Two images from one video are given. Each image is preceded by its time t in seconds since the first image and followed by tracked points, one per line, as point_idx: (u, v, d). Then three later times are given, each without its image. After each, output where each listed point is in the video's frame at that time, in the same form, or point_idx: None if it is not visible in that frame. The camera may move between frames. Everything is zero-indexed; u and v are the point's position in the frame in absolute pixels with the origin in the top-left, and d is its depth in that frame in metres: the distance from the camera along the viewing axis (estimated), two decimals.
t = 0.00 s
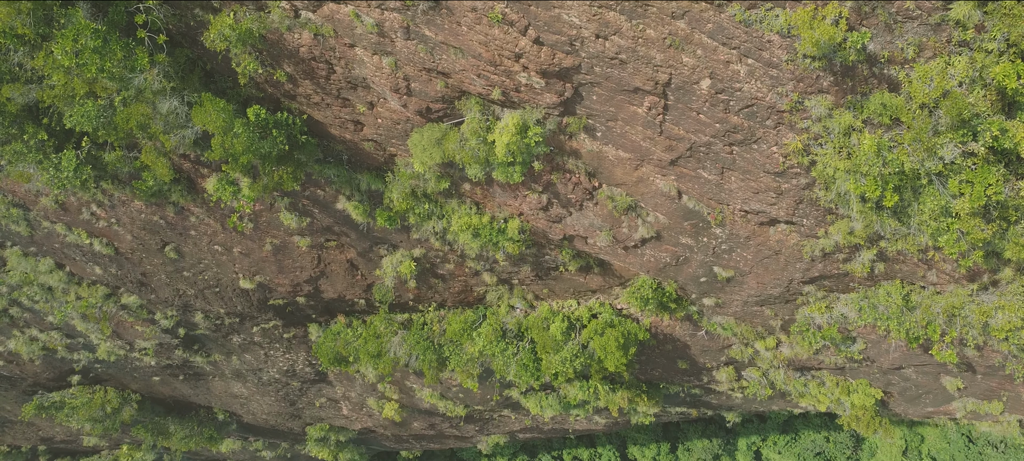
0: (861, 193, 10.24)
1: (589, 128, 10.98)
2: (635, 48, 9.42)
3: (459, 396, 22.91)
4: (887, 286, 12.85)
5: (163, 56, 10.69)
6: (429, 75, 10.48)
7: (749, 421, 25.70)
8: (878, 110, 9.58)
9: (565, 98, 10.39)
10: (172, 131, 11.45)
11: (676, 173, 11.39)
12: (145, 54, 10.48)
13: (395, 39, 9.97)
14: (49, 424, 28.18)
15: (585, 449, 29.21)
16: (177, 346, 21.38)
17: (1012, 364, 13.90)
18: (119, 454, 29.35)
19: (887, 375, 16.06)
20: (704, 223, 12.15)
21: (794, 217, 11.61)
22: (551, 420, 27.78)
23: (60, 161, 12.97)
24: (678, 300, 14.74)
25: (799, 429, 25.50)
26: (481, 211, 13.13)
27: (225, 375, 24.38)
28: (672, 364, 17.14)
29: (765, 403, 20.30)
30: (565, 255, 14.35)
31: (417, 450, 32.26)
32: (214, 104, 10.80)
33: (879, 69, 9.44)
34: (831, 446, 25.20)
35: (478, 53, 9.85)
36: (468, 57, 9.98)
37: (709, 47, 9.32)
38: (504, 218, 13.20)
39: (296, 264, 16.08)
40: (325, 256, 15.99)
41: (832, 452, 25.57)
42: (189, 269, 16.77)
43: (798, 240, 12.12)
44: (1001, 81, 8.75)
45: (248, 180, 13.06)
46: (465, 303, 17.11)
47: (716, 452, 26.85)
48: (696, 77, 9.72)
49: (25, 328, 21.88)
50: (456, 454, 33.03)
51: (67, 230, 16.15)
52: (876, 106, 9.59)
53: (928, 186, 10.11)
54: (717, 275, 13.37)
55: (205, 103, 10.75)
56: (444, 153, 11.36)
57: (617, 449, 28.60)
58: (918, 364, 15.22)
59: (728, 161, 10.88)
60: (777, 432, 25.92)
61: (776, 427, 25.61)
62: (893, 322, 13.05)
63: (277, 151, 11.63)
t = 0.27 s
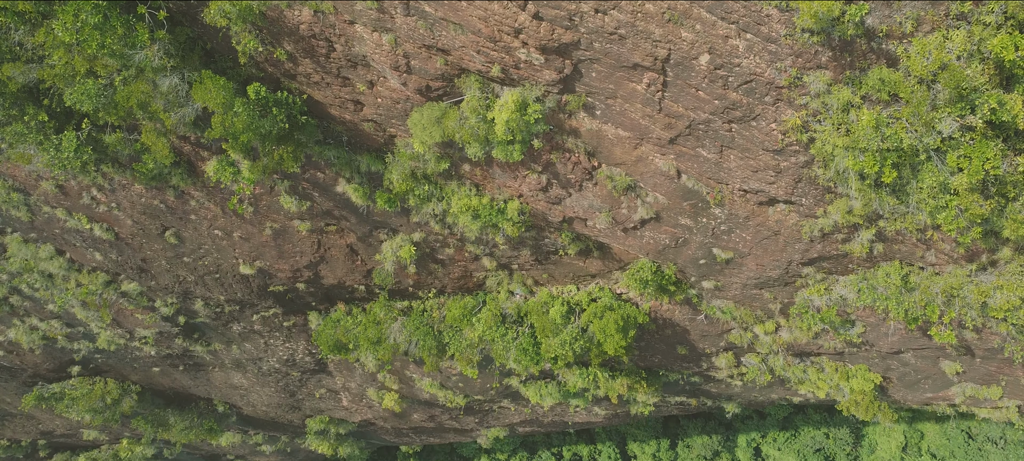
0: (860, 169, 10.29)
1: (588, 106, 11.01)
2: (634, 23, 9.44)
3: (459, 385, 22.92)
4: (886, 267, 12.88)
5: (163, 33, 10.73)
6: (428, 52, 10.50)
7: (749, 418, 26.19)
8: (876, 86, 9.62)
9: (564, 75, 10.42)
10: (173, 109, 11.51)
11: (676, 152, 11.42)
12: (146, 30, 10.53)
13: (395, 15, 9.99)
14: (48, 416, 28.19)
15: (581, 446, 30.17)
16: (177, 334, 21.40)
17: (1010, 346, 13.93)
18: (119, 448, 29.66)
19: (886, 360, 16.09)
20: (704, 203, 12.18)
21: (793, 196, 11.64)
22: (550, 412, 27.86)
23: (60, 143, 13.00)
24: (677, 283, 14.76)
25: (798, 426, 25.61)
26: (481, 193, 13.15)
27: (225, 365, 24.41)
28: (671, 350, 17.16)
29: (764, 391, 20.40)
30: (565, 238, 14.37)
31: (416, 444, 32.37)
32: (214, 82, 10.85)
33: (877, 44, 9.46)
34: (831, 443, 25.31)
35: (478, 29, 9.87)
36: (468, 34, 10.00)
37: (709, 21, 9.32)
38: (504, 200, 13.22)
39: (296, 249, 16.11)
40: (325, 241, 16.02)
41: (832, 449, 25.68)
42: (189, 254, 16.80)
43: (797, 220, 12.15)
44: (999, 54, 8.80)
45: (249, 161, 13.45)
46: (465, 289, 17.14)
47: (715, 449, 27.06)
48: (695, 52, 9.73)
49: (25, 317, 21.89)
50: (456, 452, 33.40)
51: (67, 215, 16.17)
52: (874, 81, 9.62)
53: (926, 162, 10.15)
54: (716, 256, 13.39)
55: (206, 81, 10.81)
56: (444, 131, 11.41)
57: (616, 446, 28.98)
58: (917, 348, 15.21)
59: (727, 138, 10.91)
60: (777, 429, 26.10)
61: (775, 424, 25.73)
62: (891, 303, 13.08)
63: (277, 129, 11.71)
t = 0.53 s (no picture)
0: (859, 145, 10.33)
1: (588, 84, 11.05)
2: None
3: (459, 374, 22.93)
4: (885, 247, 12.91)
5: (163, 9, 10.75)
6: (428, 29, 10.52)
7: (750, 414, 26.63)
8: (875, 60, 9.67)
9: (564, 52, 10.44)
10: (172, 87, 11.52)
11: (675, 130, 11.46)
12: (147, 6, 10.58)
13: None
14: (49, 408, 28.22)
15: (583, 442, 30.61)
16: (177, 323, 21.42)
17: (1010, 329, 13.92)
18: (119, 441, 30.38)
19: (885, 344, 16.13)
20: (703, 182, 12.21)
21: (792, 175, 11.67)
22: (550, 404, 27.94)
23: (61, 124, 13.07)
24: (677, 266, 14.79)
25: (799, 422, 26.00)
26: (481, 174, 13.18)
27: (225, 355, 24.45)
28: (671, 335, 17.19)
29: (763, 380, 20.47)
30: (565, 221, 14.40)
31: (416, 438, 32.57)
32: (214, 58, 10.90)
33: (876, 18, 9.50)
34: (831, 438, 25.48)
35: (478, 4, 9.89)
36: (468, 9, 10.02)
37: None
38: (504, 181, 13.24)
39: (296, 233, 16.14)
40: (325, 225, 16.05)
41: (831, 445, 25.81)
42: (190, 240, 16.84)
43: (796, 199, 12.19)
44: (998, 25, 8.82)
45: (249, 141, 13.46)
46: (465, 274, 17.18)
47: (715, 445, 27.49)
48: (695, 27, 9.74)
49: (26, 306, 21.92)
50: (456, 448, 33.92)
51: (68, 200, 16.21)
52: (873, 56, 9.67)
53: (926, 137, 10.18)
54: (716, 238, 13.42)
55: (206, 57, 10.85)
56: (444, 109, 11.46)
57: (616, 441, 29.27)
58: (917, 331, 15.20)
59: (727, 116, 10.94)
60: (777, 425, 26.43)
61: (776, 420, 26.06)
62: (891, 284, 13.10)
63: (277, 107, 11.74)
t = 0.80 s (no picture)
0: (859, 121, 10.38)
1: (588, 61, 11.09)
2: None
3: (459, 363, 22.95)
4: (885, 228, 12.95)
5: None
6: (428, 5, 10.54)
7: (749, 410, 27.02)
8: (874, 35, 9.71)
9: (564, 28, 10.47)
10: (173, 65, 11.56)
11: (675, 108, 11.50)
12: None
13: None
14: (49, 400, 28.22)
15: (582, 438, 31.13)
16: (177, 311, 21.44)
17: (1008, 311, 13.94)
18: (121, 435, 30.22)
19: (885, 329, 16.18)
20: (703, 161, 12.25)
21: (792, 153, 11.69)
22: (550, 396, 28.02)
23: (62, 104, 13.09)
24: (677, 248, 14.81)
25: (799, 419, 26.32)
26: (481, 154, 13.22)
27: (226, 344, 24.48)
28: (671, 320, 17.22)
29: (763, 367, 20.55)
30: (565, 203, 14.43)
31: (416, 431, 32.76)
32: (215, 35, 11.05)
33: None
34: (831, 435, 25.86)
35: None
36: None
37: None
38: (504, 162, 13.27)
39: (297, 217, 16.18)
40: (326, 210, 16.08)
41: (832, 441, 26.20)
42: (190, 225, 16.87)
43: (795, 179, 12.22)
44: None
45: (250, 122, 13.51)
46: (465, 260, 17.21)
47: (715, 441, 27.89)
48: (694, 2, 9.76)
49: (26, 295, 21.93)
50: (456, 444, 34.35)
51: (69, 184, 16.24)
52: (872, 30, 9.71)
53: (925, 112, 10.24)
54: (716, 219, 13.44)
55: (208, 34, 10.99)
56: (444, 87, 11.52)
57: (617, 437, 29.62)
58: (917, 314, 15.21)
59: (726, 93, 10.97)
60: (777, 422, 26.83)
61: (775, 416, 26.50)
62: (890, 264, 13.12)
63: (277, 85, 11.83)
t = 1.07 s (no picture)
0: (859, 99, 10.41)
1: (588, 42, 11.12)
2: None
3: (459, 354, 22.95)
4: (884, 210, 12.97)
5: None
6: None
7: (750, 408, 27.98)
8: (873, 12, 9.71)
9: (564, 7, 10.49)
10: (174, 44, 11.82)
11: (675, 88, 11.52)
12: None
13: None
14: (49, 393, 28.23)
15: (583, 435, 32.16)
16: (178, 300, 21.45)
17: (1008, 295, 13.95)
18: (120, 431, 30.64)
19: (885, 315, 16.21)
20: (703, 143, 12.28)
21: (791, 134, 11.71)
22: (550, 389, 28.11)
23: (63, 87, 13.09)
24: (677, 233, 14.84)
25: (799, 415, 27.42)
26: (481, 137, 13.24)
27: (226, 335, 24.51)
28: (671, 307, 17.23)
29: (762, 357, 20.62)
30: (565, 188, 14.47)
31: (416, 427, 32.93)
32: (216, 14, 11.07)
33: None
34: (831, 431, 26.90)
35: None
36: None
37: None
38: (504, 145, 13.29)
39: (297, 203, 16.20)
40: (326, 196, 16.10)
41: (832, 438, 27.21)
42: (191, 211, 16.89)
43: (795, 161, 12.24)
44: None
45: (251, 104, 13.56)
46: (465, 247, 17.23)
47: (716, 437, 28.87)
48: None
49: (26, 285, 21.94)
50: (456, 441, 34.64)
51: (70, 170, 16.27)
52: (871, 8, 9.71)
53: (924, 90, 10.28)
54: (716, 202, 13.46)
55: (209, 12, 11.00)
56: (445, 68, 11.58)
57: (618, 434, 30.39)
58: (917, 299, 15.19)
59: (726, 73, 10.99)
60: (777, 418, 27.93)
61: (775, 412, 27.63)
62: (889, 247, 13.14)
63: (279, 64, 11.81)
